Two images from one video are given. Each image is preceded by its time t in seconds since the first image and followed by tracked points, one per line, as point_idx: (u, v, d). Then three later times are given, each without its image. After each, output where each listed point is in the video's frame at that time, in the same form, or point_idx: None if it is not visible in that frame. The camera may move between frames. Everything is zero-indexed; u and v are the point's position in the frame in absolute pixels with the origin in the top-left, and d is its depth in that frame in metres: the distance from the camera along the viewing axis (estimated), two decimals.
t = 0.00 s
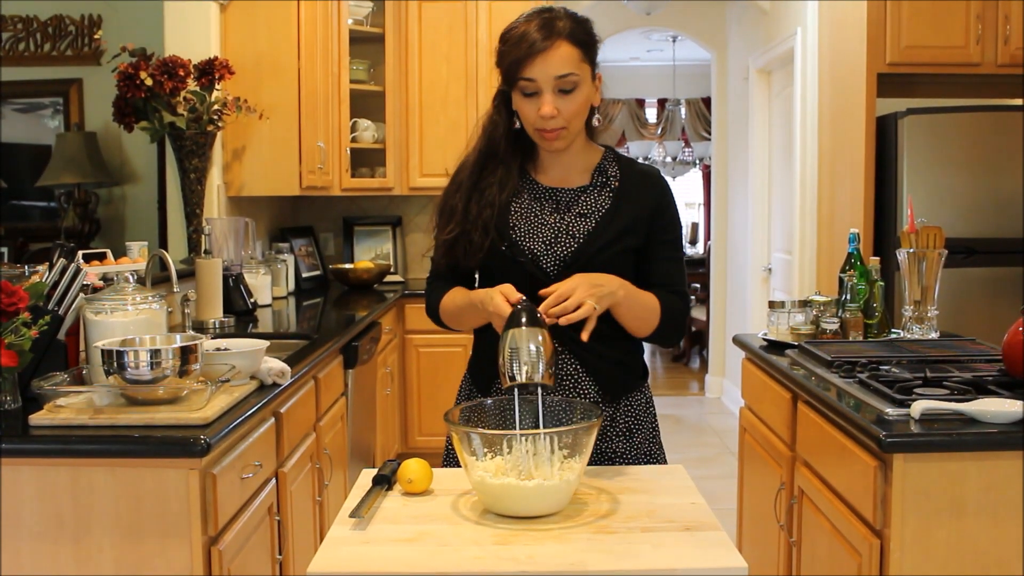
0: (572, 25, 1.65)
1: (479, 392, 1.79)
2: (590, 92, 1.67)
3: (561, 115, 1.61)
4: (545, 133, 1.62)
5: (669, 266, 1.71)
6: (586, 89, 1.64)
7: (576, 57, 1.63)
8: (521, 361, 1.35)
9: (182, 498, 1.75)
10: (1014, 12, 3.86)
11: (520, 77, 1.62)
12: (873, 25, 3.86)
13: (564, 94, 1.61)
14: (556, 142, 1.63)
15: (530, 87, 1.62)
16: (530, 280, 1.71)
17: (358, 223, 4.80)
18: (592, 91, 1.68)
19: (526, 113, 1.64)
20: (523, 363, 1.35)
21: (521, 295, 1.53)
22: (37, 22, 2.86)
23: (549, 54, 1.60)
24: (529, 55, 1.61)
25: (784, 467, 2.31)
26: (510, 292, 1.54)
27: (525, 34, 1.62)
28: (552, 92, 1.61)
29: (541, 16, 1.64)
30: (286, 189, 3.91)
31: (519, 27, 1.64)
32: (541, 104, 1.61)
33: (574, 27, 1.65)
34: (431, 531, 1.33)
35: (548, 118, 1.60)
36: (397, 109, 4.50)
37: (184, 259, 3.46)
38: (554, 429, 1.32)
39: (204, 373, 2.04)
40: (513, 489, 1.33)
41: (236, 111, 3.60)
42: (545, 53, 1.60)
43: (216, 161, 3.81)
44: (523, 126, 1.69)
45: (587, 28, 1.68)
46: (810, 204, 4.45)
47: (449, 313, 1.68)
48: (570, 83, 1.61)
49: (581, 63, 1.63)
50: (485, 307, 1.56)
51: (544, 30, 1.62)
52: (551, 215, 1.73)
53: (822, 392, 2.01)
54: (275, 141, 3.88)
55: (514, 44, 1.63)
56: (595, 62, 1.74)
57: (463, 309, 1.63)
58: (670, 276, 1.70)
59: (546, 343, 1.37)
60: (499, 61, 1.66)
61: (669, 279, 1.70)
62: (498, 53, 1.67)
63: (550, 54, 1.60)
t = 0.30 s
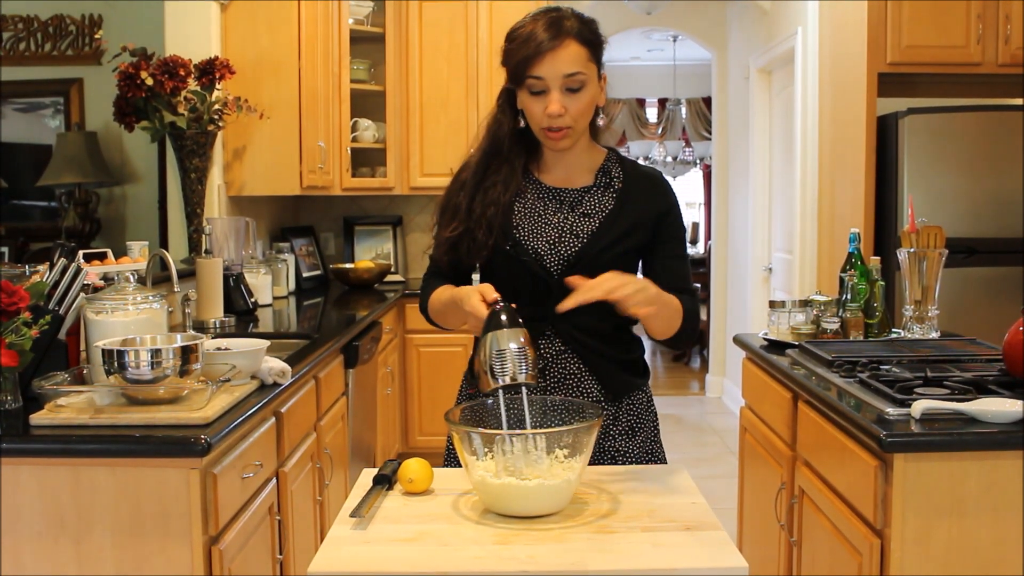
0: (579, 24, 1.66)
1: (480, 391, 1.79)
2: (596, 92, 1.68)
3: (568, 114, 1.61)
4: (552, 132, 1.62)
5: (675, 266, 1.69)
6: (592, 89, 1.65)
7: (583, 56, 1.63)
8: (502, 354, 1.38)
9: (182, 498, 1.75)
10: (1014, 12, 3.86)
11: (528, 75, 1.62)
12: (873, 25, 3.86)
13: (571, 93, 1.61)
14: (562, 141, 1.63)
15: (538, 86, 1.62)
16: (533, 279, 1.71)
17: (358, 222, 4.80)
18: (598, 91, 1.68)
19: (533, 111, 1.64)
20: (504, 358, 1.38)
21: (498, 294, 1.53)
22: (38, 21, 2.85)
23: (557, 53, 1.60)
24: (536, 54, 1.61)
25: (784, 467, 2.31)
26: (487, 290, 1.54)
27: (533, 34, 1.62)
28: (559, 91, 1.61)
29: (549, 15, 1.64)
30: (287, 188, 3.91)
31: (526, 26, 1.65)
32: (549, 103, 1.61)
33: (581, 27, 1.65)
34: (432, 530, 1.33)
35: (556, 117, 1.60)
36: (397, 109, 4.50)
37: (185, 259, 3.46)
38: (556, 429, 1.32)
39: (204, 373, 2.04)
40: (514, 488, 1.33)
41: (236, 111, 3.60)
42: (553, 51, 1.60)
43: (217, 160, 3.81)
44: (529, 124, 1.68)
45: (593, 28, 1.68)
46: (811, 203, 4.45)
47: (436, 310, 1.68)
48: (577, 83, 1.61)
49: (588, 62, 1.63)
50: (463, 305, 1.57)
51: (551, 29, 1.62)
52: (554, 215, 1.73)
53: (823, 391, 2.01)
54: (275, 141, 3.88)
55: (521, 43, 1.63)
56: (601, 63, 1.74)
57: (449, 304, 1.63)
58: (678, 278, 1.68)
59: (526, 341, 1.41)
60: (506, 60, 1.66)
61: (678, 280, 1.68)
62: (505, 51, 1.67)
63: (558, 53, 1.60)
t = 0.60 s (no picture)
0: (581, 25, 1.66)
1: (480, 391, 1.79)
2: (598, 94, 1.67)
3: (571, 114, 1.61)
4: (554, 133, 1.62)
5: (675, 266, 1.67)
6: (594, 89, 1.64)
7: (584, 57, 1.63)
8: (487, 356, 1.39)
9: (183, 497, 1.75)
10: (1015, 12, 3.86)
11: (529, 77, 1.61)
12: (873, 24, 3.86)
13: (573, 94, 1.61)
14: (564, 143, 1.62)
15: (540, 87, 1.62)
16: (531, 278, 1.71)
17: (358, 222, 4.80)
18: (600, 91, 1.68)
19: (534, 113, 1.64)
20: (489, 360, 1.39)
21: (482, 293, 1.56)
22: (39, 20, 2.85)
23: (559, 54, 1.60)
24: (538, 55, 1.61)
25: (784, 467, 2.32)
26: (471, 288, 1.57)
27: (534, 35, 1.62)
28: (561, 92, 1.61)
29: (550, 16, 1.65)
30: (287, 188, 3.91)
31: (528, 26, 1.65)
32: (551, 103, 1.61)
33: (583, 28, 1.65)
34: (432, 530, 1.33)
35: (558, 118, 1.60)
36: (398, 108, 4.50)
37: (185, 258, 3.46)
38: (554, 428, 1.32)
39: (204, 372, 2.03)
40: (514, 488, 1.33)
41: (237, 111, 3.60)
42: (554, 53, 1.60)
43: (217, 160, 3.82)
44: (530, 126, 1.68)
45: (596, 29, 1.68)
46: (811, 203, 4.45)
47: (416, 301, 1.68)
48: (579, 83, 1.61)
49: (590, 63, 1.63)
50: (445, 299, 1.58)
51: (552, 29, 1.62)
52: (555, 214, 1.73)
53: (824, 391, 2.01)
54: (275, 140, 3.88)
55: (523, 44, 1.63)
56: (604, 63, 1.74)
57: (430, 297, 1.64)
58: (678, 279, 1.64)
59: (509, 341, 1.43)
60: (508, 62, 1.66)
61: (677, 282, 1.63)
62: (507, 53, 1.67)
63: (559, 54, 1.60)
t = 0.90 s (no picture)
0: (582, 22, 1.66)
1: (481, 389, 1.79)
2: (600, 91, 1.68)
3: (572, 112, 1.61)
4: (556, 132, 1.62)
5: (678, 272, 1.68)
6: (597, 86, 1.64)
7: (586, 53, 1.63)
8: (483, 358, 1.45)
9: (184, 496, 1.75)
10: (1016, 10, 3.85)
11: (530, 75, 1.62)
12: (873, 24, 3.86)
13: (574, 91, 1.61)
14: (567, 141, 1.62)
15: (540, 85, 1.62)
16: (535, 277, 1.71)
17: (359, 221, 4.80)
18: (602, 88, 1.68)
19: (536, 110, 1.64)
20: (484, 360, 1.45)
21: (477, 297, 1.56)
22: (39, 20, 2.83)
23: (559, 51, 1.60)
24: (539, 53, 1.61)
25: (784, 466, 2.32)
26: (466, 291, 1.58)
27: (535, 32, 1.63)
28: (562, 90, 1.60)
29: (551, 13, 1.65)
30: (287, 187, 3.91)
31: (529, 24, 1.65)
32: (551, 101, 1.61)
33: (585, 24, 1.65)
34: (432, 529, 1.33)
35: (558, 115, 1.60)
36: (399, 107, 4.50)
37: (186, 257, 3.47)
38: (557, 428, 1.32)
39: (205, 371, 2.03)
40: (515, 488, 1.33)
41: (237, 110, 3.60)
42: (554, 50, 1.60)
43: (218, 159, 3.82)
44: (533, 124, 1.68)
45: (597, 25, 1.68)
46: (812, 202, 4.45)
47: (413, 299, 1.68)
48: (579, 81, 1.60)
49: (591, 60, 1.63)
50: (439, 300, 1.59)
51: (552, 27, 1.62)
52: (559, 214, 1.73)
53: (824, 391, 2.00)
54: (275, 140, 3.88)
55: (523, 41, 1.63)
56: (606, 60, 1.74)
57: (427, 296, 1.64)
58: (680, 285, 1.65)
59: (504, 344, 1.49)
60: (509, 60, 1.67)
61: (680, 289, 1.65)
62: (508, 52, 1.67)
63: (559, 52, 1.60)
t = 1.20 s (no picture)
0: (581, 17, 1.66)
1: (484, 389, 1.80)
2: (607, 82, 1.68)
3: (591, 98, 1.60)
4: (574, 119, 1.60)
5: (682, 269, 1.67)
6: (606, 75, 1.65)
7: (594, 41, 1.64)
8: (486, 358, 1.45)
9: (184, 495, 1.75)
10: (1016, 9, 3.85)
11: (543, 65, 1.62)
12: (874, 24, 3.86)
13: (589, 75, 1.61)
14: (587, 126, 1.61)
15: (554, 74, 1.61)
16: (538, 277, 1.71)
17: (359, 220, 4.81)
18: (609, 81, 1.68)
19: (550, 99, 1.62)
20: (486, 360, 1.45)
21: (481, 296, 1.57)
22: (39, 18, 2.87)
23: (567, 42, 1.61)
24: (547, 45, 1.61)
25: (785, 465, 2.32)
26: (469, 291, 1.58)
27: (537, 28, 1.63)
28: (578, 75, 1.61)
29: (550, 9, 1.66)
30: (288, 186, 3.91)
31: (529, 22, 1.65)
32: (568, 88, 1.60)
33: (585, 20, 1.66)
34: (432, 528, 1.33)
35: (578, 101, 1.59)
36: (399, 107, 4.50)
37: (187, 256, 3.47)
38: (557, 427, 1.32)
39: (205, 370, 2.02)
40: (516, 487, 1.33)
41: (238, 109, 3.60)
42: (563, 40, 1.61)
43: (218, 158, 3.82)
44: (543, 119, 1.67)
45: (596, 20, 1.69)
46: (812, 201, 4.45)
47: (416, 300, 1.68)
48: (592, 66, 1.61)
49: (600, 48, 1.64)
50: (441, 300, 1.59)
51: (555, 22, 1.63)
52: (561, 212, 1.73)
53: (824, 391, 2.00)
54: (276, 139, 3.88)
55: (526, 40, 1.63)
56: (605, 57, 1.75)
57: (429, 297, 1.64)
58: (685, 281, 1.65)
59: (507, 345, 1.49)
60: (512, 60, 1.67)
61: (685, 285, 1.64)
62: (510, 52, 1.67)
63: (569, 41, 1.61)
